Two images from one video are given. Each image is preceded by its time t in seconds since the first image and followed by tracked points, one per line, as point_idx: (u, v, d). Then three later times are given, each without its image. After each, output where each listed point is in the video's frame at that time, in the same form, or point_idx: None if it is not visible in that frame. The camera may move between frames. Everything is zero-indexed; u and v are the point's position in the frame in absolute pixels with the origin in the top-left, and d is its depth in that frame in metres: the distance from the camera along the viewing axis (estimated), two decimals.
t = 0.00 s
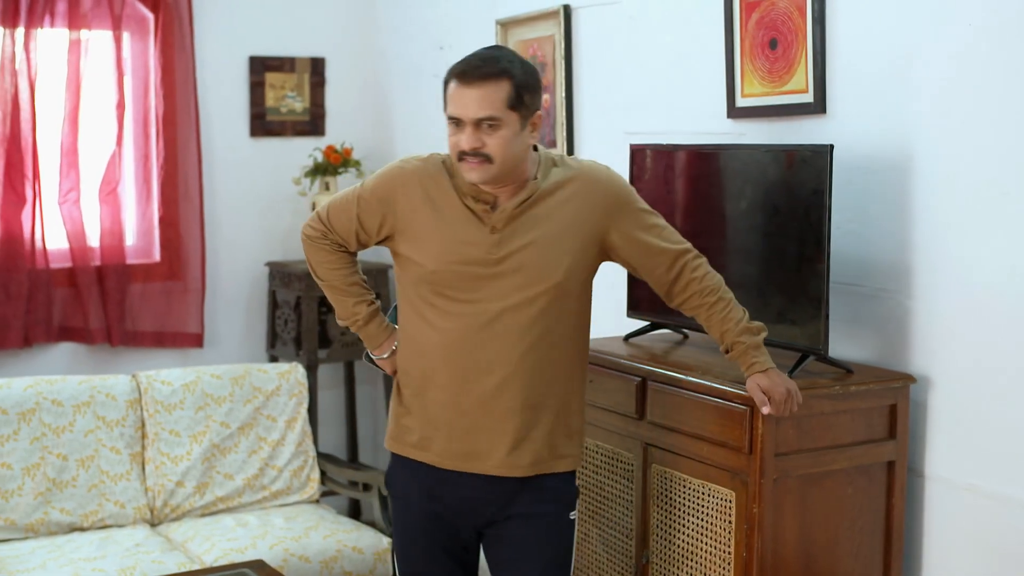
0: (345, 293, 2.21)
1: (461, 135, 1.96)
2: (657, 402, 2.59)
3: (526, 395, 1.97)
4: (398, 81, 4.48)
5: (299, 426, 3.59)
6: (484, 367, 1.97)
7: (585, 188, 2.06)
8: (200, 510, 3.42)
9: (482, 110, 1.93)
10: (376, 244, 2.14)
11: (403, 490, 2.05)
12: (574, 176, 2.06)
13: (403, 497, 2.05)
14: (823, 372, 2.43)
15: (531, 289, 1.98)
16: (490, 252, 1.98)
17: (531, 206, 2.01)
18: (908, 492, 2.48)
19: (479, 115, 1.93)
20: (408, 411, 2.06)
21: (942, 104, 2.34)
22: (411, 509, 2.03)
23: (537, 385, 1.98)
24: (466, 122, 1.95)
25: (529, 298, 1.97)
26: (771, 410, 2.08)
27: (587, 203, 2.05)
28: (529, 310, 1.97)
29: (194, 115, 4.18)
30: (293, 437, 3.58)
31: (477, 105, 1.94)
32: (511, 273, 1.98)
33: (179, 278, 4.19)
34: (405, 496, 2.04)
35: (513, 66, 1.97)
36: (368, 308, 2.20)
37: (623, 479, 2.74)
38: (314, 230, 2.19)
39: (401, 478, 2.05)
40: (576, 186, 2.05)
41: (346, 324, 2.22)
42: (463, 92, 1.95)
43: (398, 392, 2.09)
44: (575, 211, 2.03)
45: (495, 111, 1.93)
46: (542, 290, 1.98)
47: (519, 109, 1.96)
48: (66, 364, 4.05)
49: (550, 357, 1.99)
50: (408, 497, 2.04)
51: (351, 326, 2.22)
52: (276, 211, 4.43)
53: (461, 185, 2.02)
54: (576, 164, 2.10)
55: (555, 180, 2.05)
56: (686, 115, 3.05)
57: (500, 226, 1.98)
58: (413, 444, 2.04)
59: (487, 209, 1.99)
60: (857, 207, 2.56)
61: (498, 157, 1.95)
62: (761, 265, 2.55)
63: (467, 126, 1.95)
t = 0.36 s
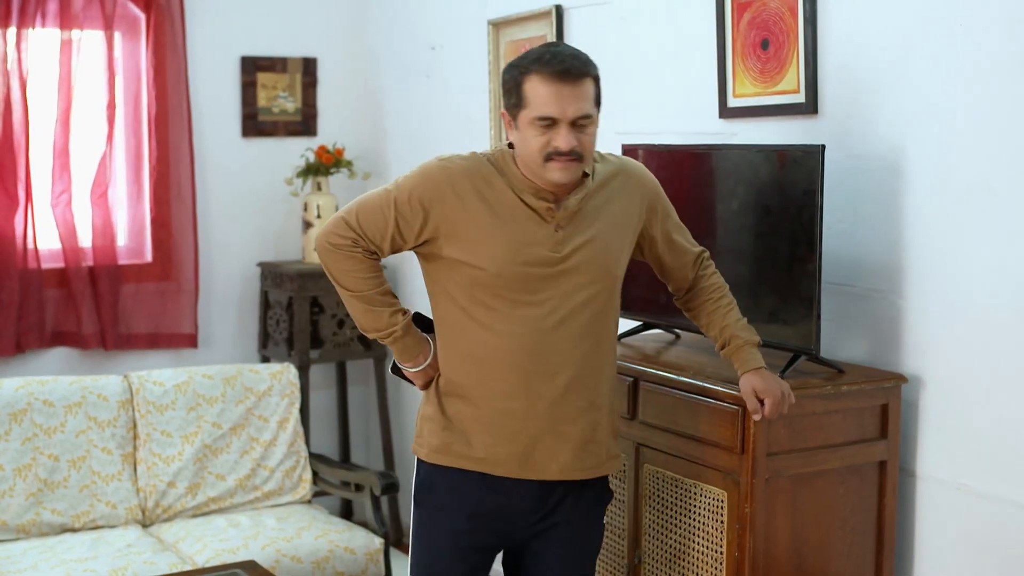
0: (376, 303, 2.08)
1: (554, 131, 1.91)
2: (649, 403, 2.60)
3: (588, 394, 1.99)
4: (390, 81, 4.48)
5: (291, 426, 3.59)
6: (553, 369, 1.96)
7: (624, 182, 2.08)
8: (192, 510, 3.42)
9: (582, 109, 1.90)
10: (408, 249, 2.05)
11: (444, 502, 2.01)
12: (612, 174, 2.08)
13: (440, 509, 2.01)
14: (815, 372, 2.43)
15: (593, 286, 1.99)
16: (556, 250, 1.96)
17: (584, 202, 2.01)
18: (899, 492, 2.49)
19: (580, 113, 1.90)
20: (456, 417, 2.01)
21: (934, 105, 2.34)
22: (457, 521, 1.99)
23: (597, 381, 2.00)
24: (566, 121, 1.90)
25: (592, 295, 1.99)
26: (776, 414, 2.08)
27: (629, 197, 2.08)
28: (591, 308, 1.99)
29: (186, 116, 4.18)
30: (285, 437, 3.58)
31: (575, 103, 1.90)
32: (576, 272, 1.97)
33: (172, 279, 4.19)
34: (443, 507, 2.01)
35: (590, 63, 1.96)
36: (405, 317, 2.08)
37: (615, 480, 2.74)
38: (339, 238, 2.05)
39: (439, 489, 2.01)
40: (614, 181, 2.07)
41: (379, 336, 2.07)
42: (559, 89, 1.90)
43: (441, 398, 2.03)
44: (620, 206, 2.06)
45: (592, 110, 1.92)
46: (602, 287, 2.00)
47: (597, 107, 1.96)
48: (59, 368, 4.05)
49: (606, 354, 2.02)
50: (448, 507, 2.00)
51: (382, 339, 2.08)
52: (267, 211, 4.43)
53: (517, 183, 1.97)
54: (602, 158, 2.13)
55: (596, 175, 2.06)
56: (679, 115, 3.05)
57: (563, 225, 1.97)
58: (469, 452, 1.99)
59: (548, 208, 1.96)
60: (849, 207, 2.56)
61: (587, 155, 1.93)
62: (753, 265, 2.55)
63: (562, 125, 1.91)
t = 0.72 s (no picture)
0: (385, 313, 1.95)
1: (604, 135, 1.83)
2: (643, 402, 2.60)
3: (603, 403, 1.94)
4: (384, 82, 4.47)
5: (285, 426, 3.58)
6: (576, 379, 1.89)
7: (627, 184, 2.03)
8: (186, 510, 3.42)
9: (630, 113, 1.85)
10: (420, 255, 1.93)
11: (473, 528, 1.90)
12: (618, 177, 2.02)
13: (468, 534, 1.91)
14: (809, 372, 2.43)
15: (609, 293, 1.94)
16: (577, 257, 1.89)
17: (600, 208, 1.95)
18: (893, 491, 2.49)
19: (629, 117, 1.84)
20: (468, 431, 1.91)
21: (928, 105, 2.35)
22: (493, 550, 1.89)
23: (609, 390, 1.95)
24: (619, 125, 1.83)
25: (610, 303, 1.93)
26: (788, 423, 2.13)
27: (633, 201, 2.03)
28: (609, 315, 1.93)
29: (180, 116, 4.17)
30: (279, 437, 3.57)
31: (624, 106, 1.84)
32: (596, 280, 1.91)
33: (167, 279, 4.18)
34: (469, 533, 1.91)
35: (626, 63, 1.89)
36: (416, 329, 1.96)
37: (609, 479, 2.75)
38: (349, 245, 1.91)
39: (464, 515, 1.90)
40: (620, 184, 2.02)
41: (388, 349, 1.95)
42: (613, 93, 1.82)
43: (451, 409, 1.92)
44: (627, 210, 2.01)
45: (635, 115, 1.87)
46: (617, 293, 1.95)
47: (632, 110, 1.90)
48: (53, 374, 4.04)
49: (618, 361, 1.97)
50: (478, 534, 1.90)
51: (389, 353, 1.96)
52: (261, 212, 4.43)
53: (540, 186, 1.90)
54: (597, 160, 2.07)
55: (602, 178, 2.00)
56: (672, 115, 3.05)
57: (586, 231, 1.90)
58: (486, 467, 1.88)
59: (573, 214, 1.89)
60: (842, 207, 2.56)
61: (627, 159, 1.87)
62: (747, 265, 2.55)
63: (615, 129, 1.83)
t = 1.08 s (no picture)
0: (367, 331, 1.84)
1: (590, 125, 1.82)
2: (636, 402, 2.60)
3: (594, 408, 1.90)
4: (377, 81, 4.47)
5: (278, 426, 3.58)
6: (567, 388, 1.85)
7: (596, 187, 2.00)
8: (178, 511, 3.41)
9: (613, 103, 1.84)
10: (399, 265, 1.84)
11: (470, 557, 1.83)
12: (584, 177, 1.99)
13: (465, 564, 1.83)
14: (802, 372, 2.43)
15: (592, 297, 1.90)
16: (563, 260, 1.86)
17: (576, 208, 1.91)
18: (886, 491, 2.50)
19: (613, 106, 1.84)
20: (457, 451, 1.83)
21: (920, 105, 2.35)
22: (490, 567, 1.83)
23: (597, 398, 1.91)
24: (605, 115, 1.82)
25: (593, 305, 1.90)
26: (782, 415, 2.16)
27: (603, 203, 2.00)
28: (593, 320, 1.90)
29: (173, 116, 4.17)
30: (272, 437, 3.57)
31: (608, 95, 1.83)
32: (581, 284, 1.88)
33: (161, 279, 4.18)
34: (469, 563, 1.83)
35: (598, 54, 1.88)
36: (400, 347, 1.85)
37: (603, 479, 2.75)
38: (330, 260, 1.79)
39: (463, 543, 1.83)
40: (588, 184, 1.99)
41: (374, 370, 1.84)
42: (598, 81, 1.81)
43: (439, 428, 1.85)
44: (600, 212, 1.98)
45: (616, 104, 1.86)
46: (599, 296, 1.92)
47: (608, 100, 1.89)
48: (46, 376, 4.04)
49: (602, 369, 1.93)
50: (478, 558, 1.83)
51: (374, 374, 1.84)
52: (254, 211, 4.43)
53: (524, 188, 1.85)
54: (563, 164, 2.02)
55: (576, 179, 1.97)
56: (665, 115, 3.05)
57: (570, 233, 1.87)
58: (480, 489, 1.82)
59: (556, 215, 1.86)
60: (835, 207, 2.57)
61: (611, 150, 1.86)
62: (740, 265, 2.55)
63: (602, 118, 1.82)
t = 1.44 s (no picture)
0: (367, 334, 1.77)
1: (596, 124, 1.84)
2: (626, 402, 2.60)
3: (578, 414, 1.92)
4: (367, 81, 4.47)
5: (268, 427, 3.58)
6: (559, 394, 1.86)
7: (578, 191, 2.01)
8: (169, 511, 3.41)
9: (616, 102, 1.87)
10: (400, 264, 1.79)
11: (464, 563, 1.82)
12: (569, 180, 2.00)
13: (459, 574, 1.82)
14: (792, 371, 2.44)
15: (580, 303, 1.92)
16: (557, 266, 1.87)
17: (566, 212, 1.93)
18: (876, 490, 2.50)
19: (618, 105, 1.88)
20: (450, 458, 1.83)
21: (910, 106, 2.35)
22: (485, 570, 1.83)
23: (580, 403, 1.93)
24: (612, 113, 1.85)
25: (581, 311, 1.92)
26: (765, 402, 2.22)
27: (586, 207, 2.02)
28: (580, 325, 1.91)
29: (163, 115, 4.16)
30: (263, 437, 3.57)
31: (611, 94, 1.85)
32: (571, 289, 1.89)
33: (151, 279, 4.17)
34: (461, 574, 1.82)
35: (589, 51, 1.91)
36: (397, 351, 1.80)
37: (593, 479, 2.75)
38: (337, 259, 1.71)
39: (457, 553, 1.82)
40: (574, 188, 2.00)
41: (372, 375, 1.77)
42: (605, 79, 1.84)
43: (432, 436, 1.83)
44: (583, 216, 1.99)
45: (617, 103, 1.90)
46: (584, 301, 1.93)
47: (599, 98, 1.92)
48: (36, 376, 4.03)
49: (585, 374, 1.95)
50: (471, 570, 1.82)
51: (372, 380, 1.77)
52: (244, 211, 4.42)
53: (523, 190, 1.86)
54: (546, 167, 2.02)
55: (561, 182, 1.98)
56: (656, 114, 3.05)
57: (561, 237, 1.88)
58: (474, 497, 1.82)
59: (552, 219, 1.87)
60: (825, 207, 2.57)
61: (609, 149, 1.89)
62: (730, 265, 2.55)
63: (607, 118, 1.86)
